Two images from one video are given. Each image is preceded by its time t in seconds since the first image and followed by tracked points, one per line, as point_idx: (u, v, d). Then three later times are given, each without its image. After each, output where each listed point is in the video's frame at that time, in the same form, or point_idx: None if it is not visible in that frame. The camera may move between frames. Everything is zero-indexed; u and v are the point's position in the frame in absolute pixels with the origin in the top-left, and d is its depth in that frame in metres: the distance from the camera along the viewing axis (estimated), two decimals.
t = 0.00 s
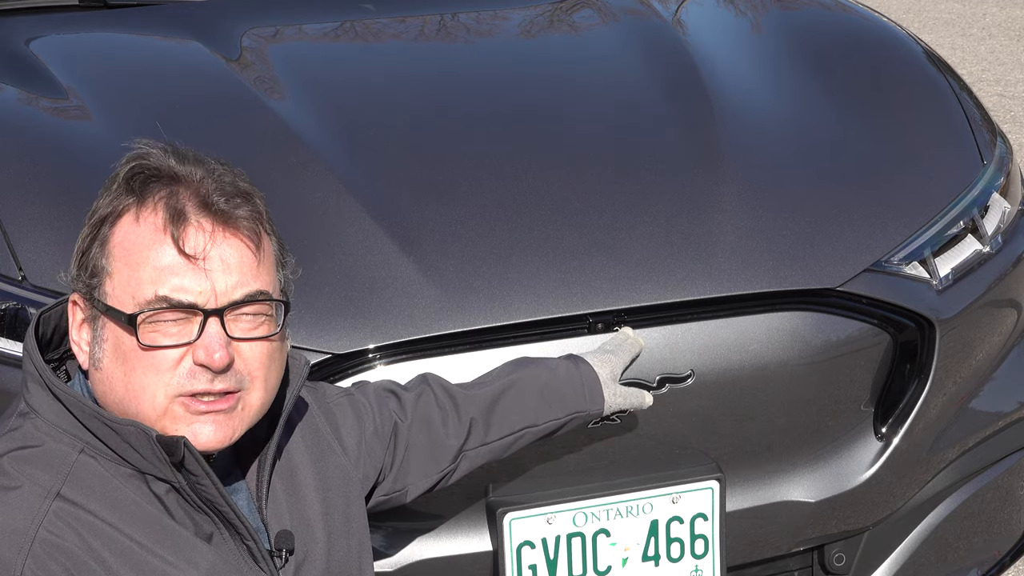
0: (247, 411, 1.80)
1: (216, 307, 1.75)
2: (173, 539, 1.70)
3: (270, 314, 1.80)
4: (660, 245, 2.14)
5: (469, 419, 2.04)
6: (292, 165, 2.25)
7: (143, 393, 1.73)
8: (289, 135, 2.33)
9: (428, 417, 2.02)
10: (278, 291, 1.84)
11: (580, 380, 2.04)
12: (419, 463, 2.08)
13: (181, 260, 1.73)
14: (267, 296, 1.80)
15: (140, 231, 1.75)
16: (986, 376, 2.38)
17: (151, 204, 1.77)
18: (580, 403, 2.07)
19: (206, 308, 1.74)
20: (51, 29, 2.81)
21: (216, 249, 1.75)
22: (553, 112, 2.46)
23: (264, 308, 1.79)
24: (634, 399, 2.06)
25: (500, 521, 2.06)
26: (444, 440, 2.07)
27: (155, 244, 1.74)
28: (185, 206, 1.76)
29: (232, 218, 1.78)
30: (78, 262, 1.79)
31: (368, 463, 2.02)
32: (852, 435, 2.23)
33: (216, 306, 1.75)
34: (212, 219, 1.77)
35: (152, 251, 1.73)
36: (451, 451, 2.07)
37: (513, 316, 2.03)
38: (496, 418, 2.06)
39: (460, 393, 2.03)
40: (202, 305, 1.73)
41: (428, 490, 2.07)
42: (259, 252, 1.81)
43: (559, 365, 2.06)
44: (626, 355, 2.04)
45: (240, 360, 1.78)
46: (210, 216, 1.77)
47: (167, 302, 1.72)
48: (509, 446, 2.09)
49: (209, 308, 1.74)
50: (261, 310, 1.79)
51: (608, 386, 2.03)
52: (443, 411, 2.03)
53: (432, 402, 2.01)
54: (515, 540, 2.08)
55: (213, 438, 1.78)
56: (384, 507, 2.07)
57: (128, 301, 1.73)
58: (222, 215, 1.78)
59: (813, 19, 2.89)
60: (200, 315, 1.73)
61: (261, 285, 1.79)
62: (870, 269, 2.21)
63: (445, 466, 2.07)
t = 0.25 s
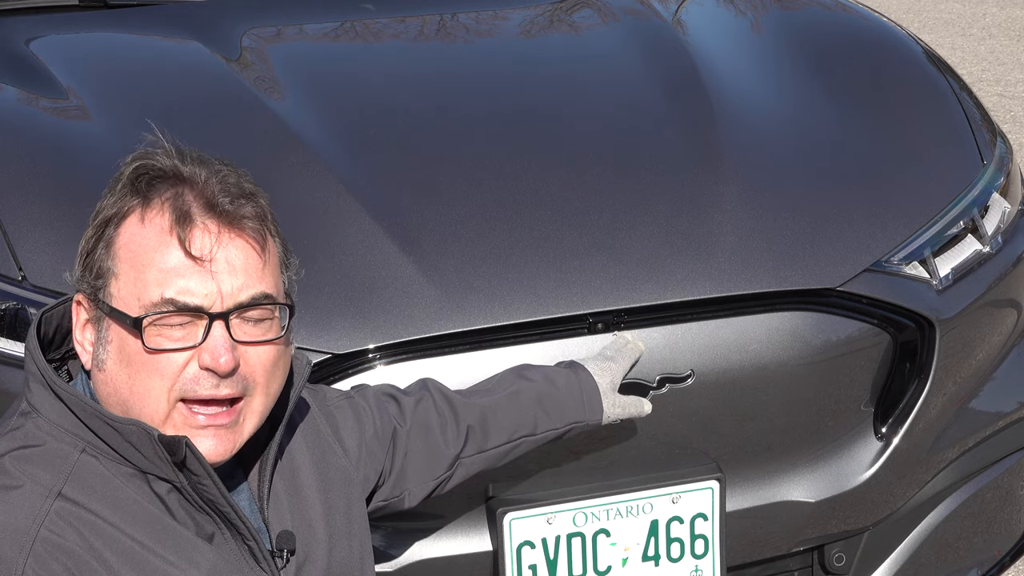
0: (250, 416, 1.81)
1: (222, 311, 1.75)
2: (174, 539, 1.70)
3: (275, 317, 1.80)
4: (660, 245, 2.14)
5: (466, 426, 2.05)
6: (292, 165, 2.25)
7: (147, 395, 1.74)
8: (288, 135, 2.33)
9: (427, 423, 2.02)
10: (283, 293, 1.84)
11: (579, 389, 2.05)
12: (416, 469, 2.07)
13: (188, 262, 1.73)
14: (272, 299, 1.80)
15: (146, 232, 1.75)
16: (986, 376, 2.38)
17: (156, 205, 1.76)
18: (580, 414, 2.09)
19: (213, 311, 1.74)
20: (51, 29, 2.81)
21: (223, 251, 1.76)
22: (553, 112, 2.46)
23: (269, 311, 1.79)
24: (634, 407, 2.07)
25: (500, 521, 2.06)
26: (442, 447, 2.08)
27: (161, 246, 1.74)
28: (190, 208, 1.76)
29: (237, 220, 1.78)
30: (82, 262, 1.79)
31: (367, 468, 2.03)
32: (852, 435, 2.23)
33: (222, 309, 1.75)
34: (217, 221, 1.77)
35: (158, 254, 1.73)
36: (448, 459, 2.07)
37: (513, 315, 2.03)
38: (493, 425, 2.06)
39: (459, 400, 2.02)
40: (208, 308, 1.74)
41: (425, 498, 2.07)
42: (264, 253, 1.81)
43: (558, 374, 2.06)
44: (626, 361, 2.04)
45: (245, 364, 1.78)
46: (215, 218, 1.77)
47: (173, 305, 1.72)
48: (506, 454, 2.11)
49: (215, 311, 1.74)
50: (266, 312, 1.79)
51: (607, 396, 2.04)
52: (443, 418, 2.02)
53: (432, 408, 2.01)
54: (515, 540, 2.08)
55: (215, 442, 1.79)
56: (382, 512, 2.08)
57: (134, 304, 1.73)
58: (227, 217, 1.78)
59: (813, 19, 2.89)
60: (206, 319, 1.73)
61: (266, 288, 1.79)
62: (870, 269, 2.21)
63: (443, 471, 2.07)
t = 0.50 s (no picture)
0: (251, 413, 1.80)
1: (220, 308, 1.74)
2: (175, 538, 1.70)
3: (273, 314, 1.80)
4: (660, 245, 2.14)
5: (466, 427, 2.04)
6: (292, 165, 2.25)
7: (146, 394, 1.73)
8: (288, 135, 2.33)
9: (426, 423, 2.02)
10: (281, 291, 1.84)
11: (578, 388, 2.04)
12: (416, 468, 2.07)
13: (186, 260, 1.73)
14: (270, 296, 1.80)
15: (143, 230, 1.75)
16: (985, 376, 2.38)
17: (154, 204, 1.77)
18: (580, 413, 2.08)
19: (210, 309, 1.74)
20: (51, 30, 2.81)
21: (220, 247, 1.76)
22: (553, 112, 2.46)
23: (267, 309, 1.79)
24: (633, 407, 2.06)
25: (500, 521, 2.06)
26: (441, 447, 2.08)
27: (158, 244, 1.74)
28: (187, 205, 1.76)
29: (235, 218, 1.79)
30: (81, 262, 1.79)
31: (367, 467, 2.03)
32: (852, 434, 2.23)
33: (220, 306, 1.74)
34: (214, 218, 1.77)
35: (156, 251, 1.73)
36: (448, 458, 2.07)
37: (513, 315, 2.03)
38: (493, 425, 2.06)
39: (458, 400, 2.02)
40: (205, 306, 1.73)
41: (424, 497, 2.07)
42: (262, 251, 1.81)
43: (558, 373, 2.05)
44: (625, 361, 2.04)
45: (244, 362, 1.78)
46: (212, 215, 1.78)
47: (170, 302, 1.72)
48: (505, 454, 2.11)
49: (212, 308, 1.74)
50: (265, 310, 1.79)
51: (606, 396, 2.03)
52: (442, 417, 2.02)
53: (431, 409, 2.01)
54: (515, 540, 2.08)
55: (217, 439, 1.78)
56: (382, 511, 2.08)
57: (132, 302, 1.73)
58: (225, 214, 1.78)
59: (813, 19, 2.89)
60: (204, 316, 1.73)
61: (264, 285, 1.79)
62: (870, 268, 2.21)
63: (443, 471, 2.07)
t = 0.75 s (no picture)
0: (247, 413, 1.80)
1: (217, 309, 1.74)
2: (172, 537, 1.70)
3: (270, 315, 1.80)
4: (660, 245, 2.14)
5: (466, 424, 2.05)
6: (292, 165, 2.25)
7: (144, 395, 1.74)
8: (288, 135, 2.33)
9: (427, 420, 2.02)
10: (279, 292, 1.84)
11: (579, 383, 2.04)
12: (416, 466, 2.07)
13: (183, 261, 1.73)
14: (268, 297, 1.80)
15: (141, 231, 1.75)
16: (986, 376, 2.38)
17: (153, 205, 1.77)
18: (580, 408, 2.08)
19: (207, 310, 1.74)
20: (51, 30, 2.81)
21: (218, 249, 1.76)
22: (552, 112, 2.46)
23: (265, 310, 1.79)
24: (634, 402, 2.06)
25: (500, 520, 2.06)
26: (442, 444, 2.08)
27: (156, 244, 1.74)
28: (186, 206, 1.76)
29: (233, 219, 1.79)
30: (79, 262, 1.79)
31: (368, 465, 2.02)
32: (851, 434, 2.23)
33: (217, 308, 1.74)
34: (213, 220, 1.77)
35: (154, 252, 1.73)
36: (449, 456, 2.08)
37: (513, 315, 2.03)
38: (494, 422, 2.07)
39: (459, 396, 2.03)
40: (202, 307, 1.73)
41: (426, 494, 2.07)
42: (260, 252, 1.81)
43: (558, 369, 2.06)
44: (626, 356, 2.04)
45: (242, 363, 1.78)
46: (211, 217, 1.77)
47: (167, 303, 1.72)
48: (506, 450, 2.11)
49: (209, 309, 1.74)
50: (262, 311, 1.79)
51: (608, 390, 2.03)
52: (443, 414, 2.03)
53: (432, 405, 2.02)
54: (515, 540, 2.08)
55: (214, 439, 1.78)
56: (382, 509, 2.08)
57: (129, 303, 1.73)
58: (223, 216, 1.78)
59: (812, 19, 2.89)
60: (201, 317, 1.73)
61: (261, 286, 1.79)
62: (870, 269, 2.21)
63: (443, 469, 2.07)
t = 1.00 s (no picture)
0: (245, 412, 1.80)
1: (215, 307, 1.74)
2: (170, 536, 1.70)
3: (269, 313, 1.80)
4: (660, 245, 2.14)
5: (464, 425, 2.04)
6: (292, 165, 2.25)
7: (141, 393, 1.73)
8: (288, 135, 2.33)
9: (424, 423, 2.02)
10: (277, 291, 1.84)
11: (577, 385, 2.04)
12: (413, 469, 2.07)
13: (182, 259, 1.73)
14: (266, 295, 1.80)
15: (140, 229, 1.75)
16: (986, 376, 2.38)
17: (152, 203, 1.77)
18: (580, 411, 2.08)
19: (205, 307, 1.74)
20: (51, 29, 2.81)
21: (216, 247, 1.76)
22: (552, 112, 2.46)
23: (263, 308, 1.79)
24: (634, 403, 2.06)
25: (500, 520, 2.06)
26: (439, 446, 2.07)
27: (154, 242, 1.74)
28: (185, 205, 1.76)
29: (232, 218, 1.79)
30: (78, 261, 1.79)
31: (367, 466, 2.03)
32: (850, 434, 2.23)
33: (215, 305, 1.74)
34: (211, 218, 1.77)
35: (152, 250, 1.73)
36: (446, 458, 2.07)
37: (513, 315, 2.03)
38: (491, 425, 2.06)
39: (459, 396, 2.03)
40: (200, 305, 1.73)
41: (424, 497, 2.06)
42: (259, 251, 1.81)
43: (557, 371, 2.05)
44: (625, 357, 2.04)
45: (239, 361, 1.78)
46: (209, 215, 1.78)
47: (164, 300, 1.72)
48: (505, 451, 2.10)
49: (207, 307, 1.74)
50: (260, 309, 1.79)
51: (605, 392, 2.02)
52: (439, 416, 2.02)
53: (429, 408, 2.01)
54: (515, 540, 2.08)
55: (210, 438, 1.78)
56: (381, 511, 2.08)
57: (127, 301, 1.73)
58: (222, 214, 1.78)
59: (812, 19, 2.89)
60: (199, 315, 1.73)
61: (259, 285, 1.79)
62: (870, 269, 2.21)
63: (440, 471, 2.07)
